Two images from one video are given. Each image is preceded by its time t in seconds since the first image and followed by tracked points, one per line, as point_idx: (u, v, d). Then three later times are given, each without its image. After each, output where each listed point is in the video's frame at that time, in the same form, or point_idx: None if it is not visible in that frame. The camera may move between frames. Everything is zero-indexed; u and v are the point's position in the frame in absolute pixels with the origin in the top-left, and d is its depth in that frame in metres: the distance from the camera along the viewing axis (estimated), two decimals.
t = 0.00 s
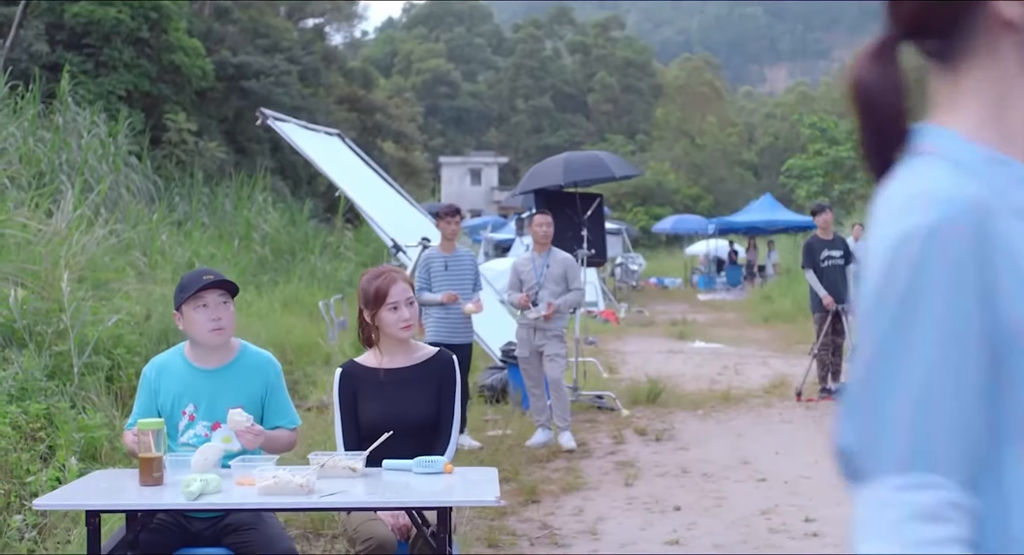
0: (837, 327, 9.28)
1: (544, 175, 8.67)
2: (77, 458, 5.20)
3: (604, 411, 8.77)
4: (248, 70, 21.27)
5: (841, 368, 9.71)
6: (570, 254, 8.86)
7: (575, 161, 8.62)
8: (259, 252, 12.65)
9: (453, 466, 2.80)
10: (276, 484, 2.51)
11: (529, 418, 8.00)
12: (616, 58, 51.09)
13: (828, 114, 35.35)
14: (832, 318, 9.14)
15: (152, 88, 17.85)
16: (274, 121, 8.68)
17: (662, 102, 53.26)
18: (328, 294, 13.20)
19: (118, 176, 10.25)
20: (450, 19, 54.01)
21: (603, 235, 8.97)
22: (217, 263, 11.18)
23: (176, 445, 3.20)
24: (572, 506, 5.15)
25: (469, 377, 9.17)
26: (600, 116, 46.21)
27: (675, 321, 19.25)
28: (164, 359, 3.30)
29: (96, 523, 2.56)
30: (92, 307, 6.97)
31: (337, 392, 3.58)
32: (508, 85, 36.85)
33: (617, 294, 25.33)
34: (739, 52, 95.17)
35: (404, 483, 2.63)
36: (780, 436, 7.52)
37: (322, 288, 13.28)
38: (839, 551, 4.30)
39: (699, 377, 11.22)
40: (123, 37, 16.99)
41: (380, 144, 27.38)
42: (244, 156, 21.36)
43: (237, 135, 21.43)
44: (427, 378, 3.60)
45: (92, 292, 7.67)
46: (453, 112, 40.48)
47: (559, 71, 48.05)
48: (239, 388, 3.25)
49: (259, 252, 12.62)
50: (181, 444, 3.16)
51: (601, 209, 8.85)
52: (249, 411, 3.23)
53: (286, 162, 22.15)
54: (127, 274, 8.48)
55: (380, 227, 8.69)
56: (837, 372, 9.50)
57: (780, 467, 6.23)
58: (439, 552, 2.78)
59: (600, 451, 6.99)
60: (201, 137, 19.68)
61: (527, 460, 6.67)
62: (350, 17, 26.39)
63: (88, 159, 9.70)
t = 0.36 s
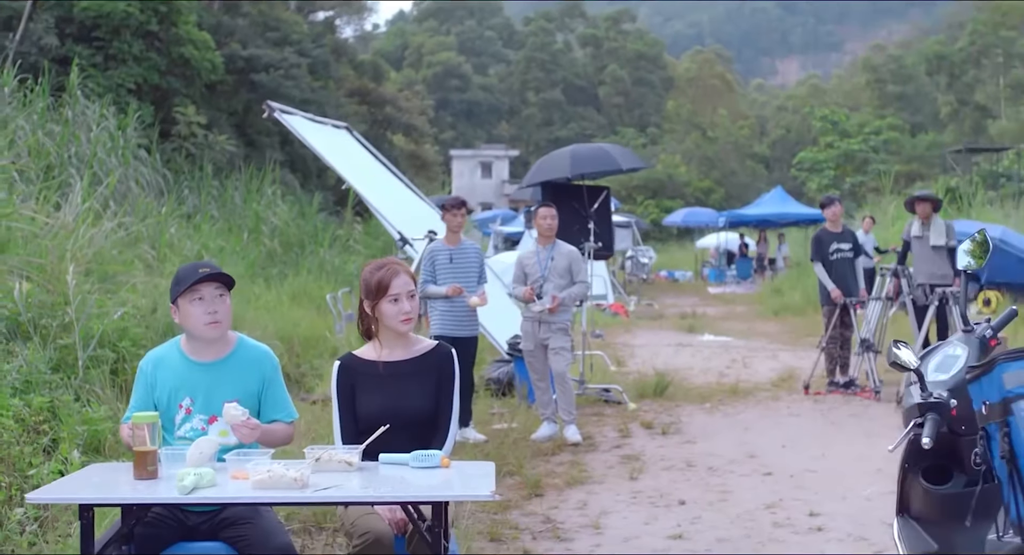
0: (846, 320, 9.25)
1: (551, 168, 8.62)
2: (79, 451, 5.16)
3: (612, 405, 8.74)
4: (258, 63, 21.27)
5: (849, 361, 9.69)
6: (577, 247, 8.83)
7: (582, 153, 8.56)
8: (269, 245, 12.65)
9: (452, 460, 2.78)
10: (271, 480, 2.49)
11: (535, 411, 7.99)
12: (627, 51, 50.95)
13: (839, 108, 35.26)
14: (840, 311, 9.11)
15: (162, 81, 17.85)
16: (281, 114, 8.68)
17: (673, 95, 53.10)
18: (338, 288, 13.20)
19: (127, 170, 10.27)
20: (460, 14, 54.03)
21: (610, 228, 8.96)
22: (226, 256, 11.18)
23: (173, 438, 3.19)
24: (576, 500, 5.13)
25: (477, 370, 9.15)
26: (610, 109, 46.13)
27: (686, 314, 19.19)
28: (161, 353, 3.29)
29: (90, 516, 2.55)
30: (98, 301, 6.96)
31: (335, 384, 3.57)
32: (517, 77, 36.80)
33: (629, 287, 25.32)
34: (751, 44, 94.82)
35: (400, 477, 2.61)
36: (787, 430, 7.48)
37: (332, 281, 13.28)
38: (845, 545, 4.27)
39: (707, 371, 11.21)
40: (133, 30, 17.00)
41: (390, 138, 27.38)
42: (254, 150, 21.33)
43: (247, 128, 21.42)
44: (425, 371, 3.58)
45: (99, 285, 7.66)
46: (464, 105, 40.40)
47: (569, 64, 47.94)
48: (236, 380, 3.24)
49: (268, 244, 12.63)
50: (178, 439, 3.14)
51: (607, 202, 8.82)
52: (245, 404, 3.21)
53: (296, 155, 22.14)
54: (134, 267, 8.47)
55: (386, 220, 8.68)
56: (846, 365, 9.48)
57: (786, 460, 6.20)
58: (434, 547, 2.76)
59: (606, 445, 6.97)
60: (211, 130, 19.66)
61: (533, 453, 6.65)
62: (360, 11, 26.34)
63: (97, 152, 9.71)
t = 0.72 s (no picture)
0: (854, 315, 9.21)
1: (557, 162, 8.59)
2: (81, 447, 5.15)
3: (619, 400, 8.72)
4: (267, 58, 21.27)
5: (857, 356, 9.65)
6: (584, 242, 8.81)
7: (588, 148, 8.53)
8: (278, 240, 12.64)
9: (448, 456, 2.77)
10: (264, 476, 2.48)
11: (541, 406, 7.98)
12: (638, 46, 50.80)
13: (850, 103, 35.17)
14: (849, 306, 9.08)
15: (172, 77, 17.84)
16: (288, 109, 8.67)
17: (683, 90, 52.95)
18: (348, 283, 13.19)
19: (136, 164, 10.27)
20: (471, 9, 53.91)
21: (617, 222, 8.92)
22: (235, 251, 11.18)
23: (169, 433, 3.18)
24: (580, 495, 5.11)
25: (483, 365, 9.14)
26: (621, 103, 46.05)
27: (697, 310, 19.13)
28: (157, 348, 3.28)
29: (83, 513, 2.54)
30: (103, 296, 6.95)
31: (333, 378, 3.56)
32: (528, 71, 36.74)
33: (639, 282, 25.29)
34: (762, 39, 94.56)
35: (396, 473, 2.60)
36: (794, 426, 7.45)
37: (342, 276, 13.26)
38: (848, 542, 4.24)
39: (715, 366, 11.20)
40: (142, 25, 16.99)
41: (400, 133, 27.35)
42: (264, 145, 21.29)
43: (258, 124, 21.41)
44: (423, 366, 3.57)
45: (107, 280, 7.65)
46: (476, 99, 40.27)
47: (580, 59, 47.84)
48: (232, 376, 3.22)
49: (277, 239, 12.63)
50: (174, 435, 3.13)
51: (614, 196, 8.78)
52: (241, 399, 3.19)
53: (306, 150, 22.12)
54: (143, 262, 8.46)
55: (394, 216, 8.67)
56: (854, 360, 9.45)
57: (792, 456, 6.18)
58: (429, 545, 2.75)
59: (611, 440, 6.96)
60: (220, 125, 19.63)
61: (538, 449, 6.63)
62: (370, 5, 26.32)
63: (106, 147, 9.72)
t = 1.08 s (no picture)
0: (862, 312, 9.16)
1: (563, 159, 8.57)
2: (84, 444, 5.11)
3: (625, 398, 8.68)
4: (277, 55, 21.28)
5: (865, 354, 9.60)
6: (590, 239, 8.78)
7: (595, 144, 8.49)
8: (286, 237, 12.62)
9: (444, 456, 2.75)
10: (257, 474, 2.47)
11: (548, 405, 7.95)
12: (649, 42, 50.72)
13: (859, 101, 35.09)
14: (857, 303, 9.04)
15: (181, 74, 17.83)
16: (294, 105, 8.65)
17: (694, 86, 52.88)
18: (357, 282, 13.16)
19: (145, 162, 10.26)
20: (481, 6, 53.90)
21: (623, 219, 8.89)
22: (245, 248, 11.17)
23: (164, 431, 3.17)
24: (583, 494, 5.08)
25: (490, 362, 9.11)
26: (632, 100, 46.08)
27: (706, 307, 19.07)
28: (152, 345, 3.26)
29: (76, 512, 2.53)
30: (109, 293, 6.93)
31: (333, 374, 3.55)
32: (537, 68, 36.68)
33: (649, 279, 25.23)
34: (775, 35, 94.36)
35: (390, 471, 2.58)
36: (801, 424, 7.41)
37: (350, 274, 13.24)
38: (852, 542, 4.21)
39: (722, 364, 11.16)
40: (152, 22, 16.98)
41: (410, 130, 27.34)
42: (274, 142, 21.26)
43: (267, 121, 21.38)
44: (423, 362, 3.55)
45: (114, 277, 7.63)
46: (487, 96, 40.21)
47: (591, 55, 47.76)
48: (227, 373, 3.21)
49: (287, 237, 12.63)
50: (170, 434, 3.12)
51: (620, 193, 8.75)
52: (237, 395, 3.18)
53: (315, 147, 22.08)
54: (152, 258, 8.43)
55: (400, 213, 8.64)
56: (862, 357, 9.41)
57: (797, 454, 6.15)
58: (420, 544, 2.74)
59: (616, 439, 6.93)
60: (230, 122, 19.62)
61: (543, 446, 6.60)
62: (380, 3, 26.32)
63: (115, 144, 9.72)
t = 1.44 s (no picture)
0: (872, 311, 9.13)
1: (572, 157, 8.54)
2: (89, 443, 5.09)
3: (633, 397, 8.66)
4: (288, 54, 21.27)
5: (876, 353, 9.56)
6: (598, 237, 8.76)
7: (602, 143, 8.46)
8: (296, 235, 12.60)
9: (442, 455, 2.73)
10: (253, 474, 2.46)
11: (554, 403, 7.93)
12: (661, 40, 50.60)
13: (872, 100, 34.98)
14: (867, 303, 8.99)
15: (192, 72, 17.81)
16: (301, 103, 8.63)
17: (707, 84, 52.80)
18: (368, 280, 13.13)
19: (155, 160, 10.25)
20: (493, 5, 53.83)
21: (631, 218, 8.88)
22: (254, 246, 11.16)
23: (161, 430, 3.16)
24: (588, 494, 5.05)
25: (498, 361, 9.10)
26: (644, 99, 46.03)
27: (717, 306, 19.01)
28: (148, 344, 3.25)
29: (70, 511, 2.53)
30: (116, 291, 6.91)
31: (334, 372, 3.52)
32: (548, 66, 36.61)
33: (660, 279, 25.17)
34: (788, 35, 94.10)
35: (388, 472, 2.57)
36: (809, 423, 7.38)
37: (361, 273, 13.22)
38: (857, 542, 4.18)
39: (731, 363, 11.12)
40: (163, 21, 16.98)
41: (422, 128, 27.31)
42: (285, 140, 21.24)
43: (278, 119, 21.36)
44: (425, 361, 3.52)
45: (122, 275, 7.62)
46: (499, 95, 40.17)
47: (603, 54, 47.71)
48: (222, 371, 3.19)
49: (296, 235, 12.62)
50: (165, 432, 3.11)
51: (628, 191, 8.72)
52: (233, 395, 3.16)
53: (326, 146, 22.06)
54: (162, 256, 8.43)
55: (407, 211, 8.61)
56: (871, 356, 9.37)
57: (804, 454, 6.12)
58: (419, 543, 2.72)
59: (622, 438, 6.91)
60: (240, 120, 19.62)
61: (549, 445, 6.59)
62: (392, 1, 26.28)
63: (125, 143, 9.73)
